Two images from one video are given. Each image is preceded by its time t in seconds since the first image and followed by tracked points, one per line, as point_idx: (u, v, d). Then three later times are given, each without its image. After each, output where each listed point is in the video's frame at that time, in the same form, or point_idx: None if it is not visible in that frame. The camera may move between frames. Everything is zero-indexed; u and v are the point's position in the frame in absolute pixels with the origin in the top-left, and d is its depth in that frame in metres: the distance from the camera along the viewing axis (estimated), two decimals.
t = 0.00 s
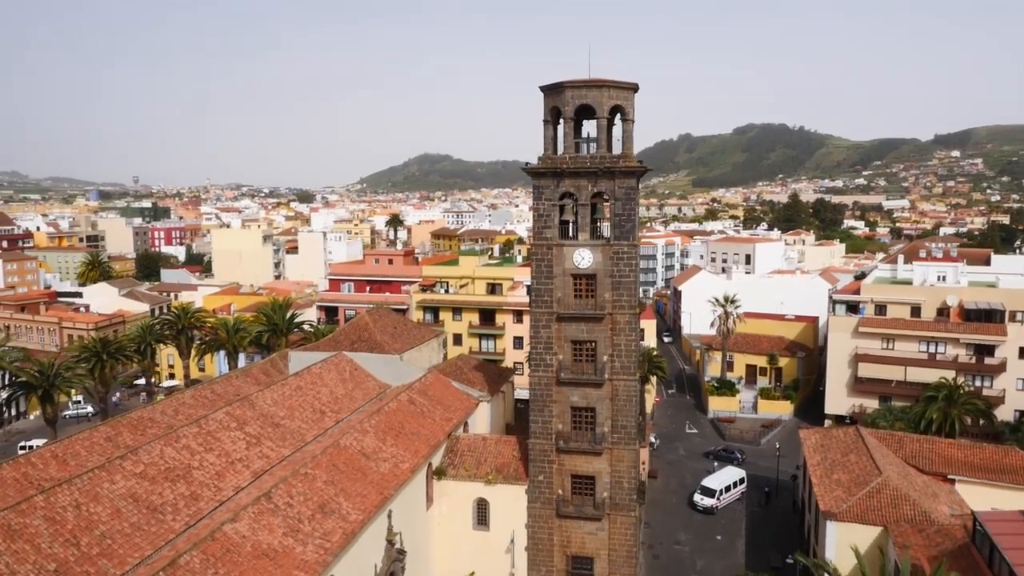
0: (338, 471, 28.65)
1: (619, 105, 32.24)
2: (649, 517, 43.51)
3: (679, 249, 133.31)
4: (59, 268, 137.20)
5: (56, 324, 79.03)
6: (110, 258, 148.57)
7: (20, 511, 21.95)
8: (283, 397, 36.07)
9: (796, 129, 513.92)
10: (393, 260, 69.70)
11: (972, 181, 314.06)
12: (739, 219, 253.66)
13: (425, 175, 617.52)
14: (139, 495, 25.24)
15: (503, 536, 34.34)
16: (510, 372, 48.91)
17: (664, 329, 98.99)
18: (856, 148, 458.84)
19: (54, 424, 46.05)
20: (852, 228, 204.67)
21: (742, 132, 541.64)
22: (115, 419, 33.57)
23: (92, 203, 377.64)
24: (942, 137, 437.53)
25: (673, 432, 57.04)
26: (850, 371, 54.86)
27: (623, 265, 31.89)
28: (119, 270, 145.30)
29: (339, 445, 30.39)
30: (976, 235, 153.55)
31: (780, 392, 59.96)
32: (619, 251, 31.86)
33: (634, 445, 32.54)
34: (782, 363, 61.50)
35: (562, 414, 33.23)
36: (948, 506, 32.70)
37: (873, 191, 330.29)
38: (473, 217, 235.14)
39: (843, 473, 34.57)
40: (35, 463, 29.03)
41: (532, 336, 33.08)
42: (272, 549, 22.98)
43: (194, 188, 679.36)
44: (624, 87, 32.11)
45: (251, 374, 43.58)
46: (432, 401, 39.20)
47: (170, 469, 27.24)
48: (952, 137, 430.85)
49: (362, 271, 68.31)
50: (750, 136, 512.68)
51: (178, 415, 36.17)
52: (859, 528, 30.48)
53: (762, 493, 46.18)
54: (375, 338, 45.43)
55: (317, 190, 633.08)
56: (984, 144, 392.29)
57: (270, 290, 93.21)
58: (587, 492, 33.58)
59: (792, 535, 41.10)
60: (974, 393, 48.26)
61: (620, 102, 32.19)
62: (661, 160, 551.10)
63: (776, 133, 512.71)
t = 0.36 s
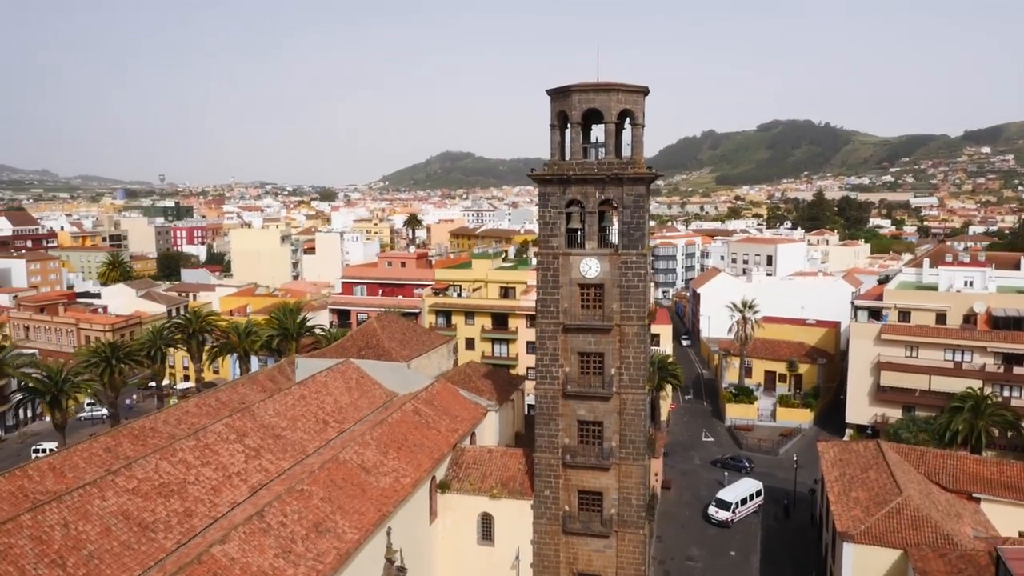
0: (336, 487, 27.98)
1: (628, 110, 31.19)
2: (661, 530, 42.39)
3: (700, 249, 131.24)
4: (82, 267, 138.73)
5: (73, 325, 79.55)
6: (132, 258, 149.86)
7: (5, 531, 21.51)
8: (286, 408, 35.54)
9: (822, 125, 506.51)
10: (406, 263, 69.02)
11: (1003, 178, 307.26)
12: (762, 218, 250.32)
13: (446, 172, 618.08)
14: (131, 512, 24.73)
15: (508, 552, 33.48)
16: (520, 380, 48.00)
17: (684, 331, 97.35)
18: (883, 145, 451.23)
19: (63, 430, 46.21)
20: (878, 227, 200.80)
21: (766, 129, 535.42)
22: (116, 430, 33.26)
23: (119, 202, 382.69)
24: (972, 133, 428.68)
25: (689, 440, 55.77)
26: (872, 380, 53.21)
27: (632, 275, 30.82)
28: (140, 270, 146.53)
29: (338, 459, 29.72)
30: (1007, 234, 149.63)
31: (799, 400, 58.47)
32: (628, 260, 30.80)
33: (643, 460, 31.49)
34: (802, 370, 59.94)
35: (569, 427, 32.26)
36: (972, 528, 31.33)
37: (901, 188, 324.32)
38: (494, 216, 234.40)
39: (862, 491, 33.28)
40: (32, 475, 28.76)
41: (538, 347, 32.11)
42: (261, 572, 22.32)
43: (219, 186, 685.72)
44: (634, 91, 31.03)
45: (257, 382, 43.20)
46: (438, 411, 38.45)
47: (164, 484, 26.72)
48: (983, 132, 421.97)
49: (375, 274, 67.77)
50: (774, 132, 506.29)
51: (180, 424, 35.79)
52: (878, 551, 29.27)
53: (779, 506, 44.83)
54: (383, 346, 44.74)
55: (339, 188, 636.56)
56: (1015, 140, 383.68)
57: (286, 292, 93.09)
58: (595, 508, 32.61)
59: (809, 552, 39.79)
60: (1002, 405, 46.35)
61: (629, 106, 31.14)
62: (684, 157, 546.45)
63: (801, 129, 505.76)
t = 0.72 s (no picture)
0: (333, 506, 27.30)
1: (637, 115, 30.09)
2: (674, 545, 41.22)
3: (721, 250, 129.04)
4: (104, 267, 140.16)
5: (90, 327, 79.93)
6: (154, 257, 151.00)
7: None
8: (288, 419, 34.92)
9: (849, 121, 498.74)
10: (418, 267, 68.29)
11: None
12: (786, 216, 246.85)
13: (468, 170, 617.98)
14: (121, 532, 24.20)
15: (513, 571, 32.75)
16: (531, 388, 47.03)
17: (703, 335, 95.61)
18: (912, 141, 443.13)
19: (72, 436, 45.88)
20: (906, 226, 196.82)
21: (792, 125, 528.46)
22: (116, 441, 32.88)
23: (144, 201, 387.33)
24: (1004, 129, 419.34)
25: (705, 450, 54.43)
26: (896, 390, 51.49)
27: (640, 287, 29.73)
28: (162, 270, 147.63)
29: (337, 475, 29.03)
30: None
31: (820, 409, 56.96)
32: (636, 272, 29.70)
33: (651, 479, 30.38)
34: (822, 378, 58.37)
35: (575, 443, 31.26)
36: (997, 554, 29.98)
37: (930, 185, 318.08)
38: (514, 215, 233.50)
39: (881, 512, 31.93)
40: (28, 489, 28.39)
41: (543, 360, 31.12)
42: None
43: (243, 185, 691.71)
44: (643, 96, 29.92)
45: (263, 390, 42.67)
46: (444, 422, 37.61)
47: (157, 502, 26.16)
48: (1016, 128, 412.55)
49: (387, 277, 67.21)
50: (800, 129, 499.50)
51: (182, 435, 35.31)
52: None
53: (798, 522, 43.43)
54: (390, 354, 43.97)
55: (362, 186, 639.73)
56: None
57: (302, 294, 92.91)
58: (601, 527, 31.58)
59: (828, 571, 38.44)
60: None
61: (639, 112, 30.05)
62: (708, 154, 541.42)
63: (827, 125, 498.41)
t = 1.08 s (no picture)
0: (329, 525, 26.60)
1: (647, 122, 28.96)
2: (688, 562, 40.02)
3: (745, 250, 126.75)
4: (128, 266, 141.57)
5: (110, 328, 80.46)
6: (177, 256, 152.39)
7: None
8: (291, 431, 34.33)
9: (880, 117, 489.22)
10: (433, 270, 67.59)
11: None
12: (814, 214, 242.45)
13: (492, 167, 617.29)
14: (111, 552, 23.68)
15: None
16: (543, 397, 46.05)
17: (725, 339, 93.79)
18: (945, 137, 433.36)
19: (82, 442, 45.83)
20: (938, 225, 192.19)
21: (821, 122, 519.74)
22: (118, 453, 32.55)
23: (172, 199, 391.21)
24: None
25: (723, 461, 53.05)
26: (922, 402, 49.68)
27: (649, 301, 28.63)
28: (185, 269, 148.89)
29: (336, 493, 28.36)
30: None
31: (843, 420, 55.24)
32: (645, 285, 28.61)
33: (661, 499, 29.29)
34: (846, 388, 56.61)
35: (582, 461, 30.25)
36: None
37: (963, 182, 310.48)
38: (537, 214, 232.21)
39: (903, 537, 30.55)
40: (25, 503, 28.06)
41: (549, 376, 30.15)
42: None
43: (269, 183, 698.21)
44: (653, 102, 28.75)
45: (270, 399, 42.20)
46: (451, 435, 36.76)
47: (151, 520, 25.64)
48: None
49: (402, 281, 66.57)
50: (829, 125, 491.13)
51: (186, 447, 34.88)
52: None
53: (818, 539, 41.99)
54: (399, 362, 43.25)
55: (386, 183, 642.22)
56: None
57: (319, 295, 92.77)
58: (609, 548, 30.57)
59: None
60: None
61: (648, 119, 28.91)
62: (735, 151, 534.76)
63: (857, 120, 489.37)
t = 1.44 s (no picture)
0: (327, 546, 25.95)
1: (658, 130, 27.79)
2: None
3: (772, 251, 124.27)
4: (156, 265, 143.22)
5: (132, 328, 81.09)
6: (204, 254, 153.84)
7: None
8: (295, 443, 33.81)
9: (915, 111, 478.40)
10: (450, 273, 66.91)
11: None
12: (846, 213, 237.62)
13: (519, 163, 615.70)
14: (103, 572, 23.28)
15: None
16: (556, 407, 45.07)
17: (750, 342, 91.88)
18: (983, 131, 422.26)
19: (95, 446, 45.75)
20: (974, 223, 186.91)
21: (854, 116, 509.78)
22: (121, 464, 32.30)
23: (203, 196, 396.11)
24: None
25: (743, 472, 51.62)
26: (952, 415, 47.82)
27: (659, 316, 27.51)
28: (211, 267, 150.24)
29: (334, 511, 27.70)
30: None
31: (869, 431, 53.51)
32: (655, 299, 27.49)
33: (670, 522, 28.21)
34: (872, 398, 54.81)
35: (589, 481, 29.25)
36: None
37: (1002, 178, 301.96)
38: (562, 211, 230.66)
39: (927, 564, 29.17)
40: (24, 517, 27.82)
41: (555, 393, 29.19)
42: None
43: (298, 179, 703.76)
44: (664, 109, 27.54)
45: (279, 406, 41.83)
46: (458, 447, 35.98)
47: (145, 538, 25.21)
48: None
49: (418, 284, 65.90)
50: (862, 120, 481.58)
51: (190, 457, 34.56)
52: None
53: (841, 559, 40.43)
54: (409, 371, 42.57)
55: (414, 180, 645.05)
56: None
57: (339, 296, 92.68)
58: (617, 570, 29.56)
59: None
60: None
61: (659, 126, 27.73)
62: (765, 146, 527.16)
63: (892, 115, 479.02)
